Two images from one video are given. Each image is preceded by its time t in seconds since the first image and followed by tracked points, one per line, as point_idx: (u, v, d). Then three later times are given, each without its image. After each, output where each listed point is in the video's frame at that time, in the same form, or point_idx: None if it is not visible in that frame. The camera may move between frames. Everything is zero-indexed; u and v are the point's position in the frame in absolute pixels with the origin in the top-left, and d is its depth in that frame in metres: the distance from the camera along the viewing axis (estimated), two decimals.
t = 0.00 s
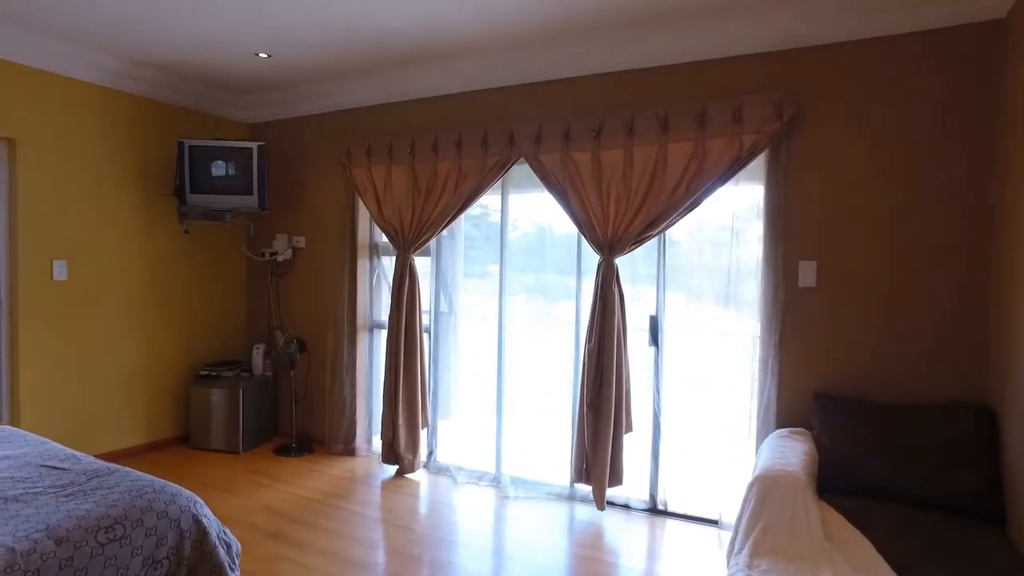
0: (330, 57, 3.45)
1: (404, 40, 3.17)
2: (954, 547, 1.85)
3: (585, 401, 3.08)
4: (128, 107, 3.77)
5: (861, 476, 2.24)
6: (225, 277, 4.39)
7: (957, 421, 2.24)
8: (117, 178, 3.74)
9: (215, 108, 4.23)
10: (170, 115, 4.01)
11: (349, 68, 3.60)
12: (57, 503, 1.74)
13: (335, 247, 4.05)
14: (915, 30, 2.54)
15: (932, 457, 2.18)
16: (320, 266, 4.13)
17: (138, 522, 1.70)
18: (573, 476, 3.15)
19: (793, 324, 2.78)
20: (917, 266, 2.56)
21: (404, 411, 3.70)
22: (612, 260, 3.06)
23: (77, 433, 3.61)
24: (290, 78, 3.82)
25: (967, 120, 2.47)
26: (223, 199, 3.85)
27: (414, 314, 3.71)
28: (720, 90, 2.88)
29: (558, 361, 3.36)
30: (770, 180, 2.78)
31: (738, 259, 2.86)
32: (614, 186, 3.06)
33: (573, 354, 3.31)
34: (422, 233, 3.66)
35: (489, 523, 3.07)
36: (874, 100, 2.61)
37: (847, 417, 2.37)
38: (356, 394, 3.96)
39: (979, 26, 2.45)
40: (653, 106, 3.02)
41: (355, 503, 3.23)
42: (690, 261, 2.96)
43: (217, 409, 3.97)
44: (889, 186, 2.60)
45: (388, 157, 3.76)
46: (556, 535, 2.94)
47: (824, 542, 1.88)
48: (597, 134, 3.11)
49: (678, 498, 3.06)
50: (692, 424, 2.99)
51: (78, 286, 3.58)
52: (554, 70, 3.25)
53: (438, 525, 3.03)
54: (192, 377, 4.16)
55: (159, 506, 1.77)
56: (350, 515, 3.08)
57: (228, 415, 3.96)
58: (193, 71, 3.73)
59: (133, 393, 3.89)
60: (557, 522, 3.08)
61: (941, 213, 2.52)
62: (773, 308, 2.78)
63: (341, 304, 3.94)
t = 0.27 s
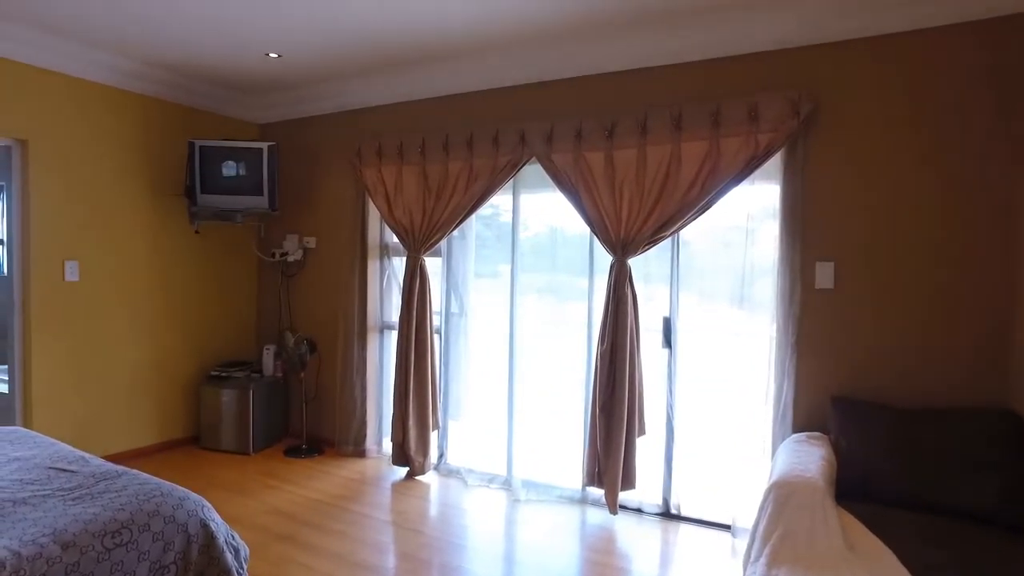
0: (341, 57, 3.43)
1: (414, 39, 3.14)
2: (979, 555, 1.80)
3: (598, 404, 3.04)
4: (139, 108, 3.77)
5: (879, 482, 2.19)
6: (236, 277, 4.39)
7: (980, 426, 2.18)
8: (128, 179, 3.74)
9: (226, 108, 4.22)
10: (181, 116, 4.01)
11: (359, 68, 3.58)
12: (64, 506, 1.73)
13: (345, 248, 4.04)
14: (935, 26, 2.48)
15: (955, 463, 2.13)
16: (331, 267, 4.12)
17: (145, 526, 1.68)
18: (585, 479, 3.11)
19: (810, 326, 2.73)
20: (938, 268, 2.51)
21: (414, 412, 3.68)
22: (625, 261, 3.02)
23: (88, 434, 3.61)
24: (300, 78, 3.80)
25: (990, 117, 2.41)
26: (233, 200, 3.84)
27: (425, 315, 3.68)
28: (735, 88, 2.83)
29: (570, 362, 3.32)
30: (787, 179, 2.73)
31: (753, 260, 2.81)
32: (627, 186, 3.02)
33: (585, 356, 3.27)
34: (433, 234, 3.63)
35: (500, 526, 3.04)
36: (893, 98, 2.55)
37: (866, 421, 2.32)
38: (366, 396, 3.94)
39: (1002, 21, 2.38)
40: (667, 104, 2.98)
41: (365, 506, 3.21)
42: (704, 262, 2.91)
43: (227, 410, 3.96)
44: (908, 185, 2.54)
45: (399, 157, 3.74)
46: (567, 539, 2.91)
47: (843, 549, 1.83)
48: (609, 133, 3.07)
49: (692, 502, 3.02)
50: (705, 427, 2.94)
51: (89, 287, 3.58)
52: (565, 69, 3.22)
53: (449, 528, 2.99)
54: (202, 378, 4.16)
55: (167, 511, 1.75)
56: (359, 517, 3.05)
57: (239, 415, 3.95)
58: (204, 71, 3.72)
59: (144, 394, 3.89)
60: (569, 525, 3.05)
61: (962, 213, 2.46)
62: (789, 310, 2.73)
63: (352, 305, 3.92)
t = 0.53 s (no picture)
0: (352, 55, 3.41)
1: (425, 37, 3.11)
2: (1009, 565, 1.73)
3: (612, 406, 2.99)
4: (152, 108, 3.77)
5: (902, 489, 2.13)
6: (248, 277, 4.39)
7: (1007, 431, 2.12)
8: (141, 179, 3.74)
9: (238, 107, 4.22)
10: (194, 116, 4.01)
11: (371, 66, 3.56)
12: (72, 509, 1.71)
13: (357, 248, 4.02)
14: (959, 20, 2.41)
15: (981, 469, 2.06)
16: (342, 267, 4.10)
17: (153, 530, 1.66)
18: (599, 483, 3.06)
19: (830, 328, 2.67)
20: (962, 268, 2.44)
21: (426, 413, 3.65)
22: (640, 261, 2.97)
23: (101, 434, 3.62)
24: (312, 77, 3.79)
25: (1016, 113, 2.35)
26: (245, 199, 3.83)
27: (437, 315, 3.65)
28: (752, 85, 2.77)
29: (583, 364, 3.28)
30: (805, 177, 2.67)
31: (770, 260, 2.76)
32: (641, 185, 2.98)
33: (599, 358, 3.23)
34: (445, 234, 3.60)
35: (512, 529, 3.00)
36: (915, 94, 2.49)
37: (889, 426, 2.26)
38: (378, 396, 3.91)
39: None
40: (682, 102, 2.93)
41: (376, 508, 3.18)
42: (721, 262, 2.86)
43: (239, 410, 3.95)
44: (931, 183, 2.48)
45: (411, 156, 3.71)
46: (581, 544, 2.86)
47: (864, 556, 1.79)
48: (624, 131, 3.02)
49: (708, 507, 2.96)
50: (721, 430, 2.89)
51: (102, 287, 3.58)
52: (578, 66, 3.18)
53: (460, 531, 2.96)
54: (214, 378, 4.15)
55: (175, 514, 1.73)
56: (370, 520, 3.03)
57: (250, 416, 3.94)
58: (216, 70, 3.71)
59: (156, 394, 3.89)
60: (583, 529, 3.00)
61: (988, 212, 2.39)
62: (808, 311, 2.67)
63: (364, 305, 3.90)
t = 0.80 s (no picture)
0: (365, 55, 3.38)
1: (439, 35, 3.08)
2: None
3: (627, 409, 2.94)
4: (165, 108, 3.77)
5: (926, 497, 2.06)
6: (261, 277, 4.38)
7: None
8: (155, 179, 3.74)
9: (251, 107, 4.21)
10: (207, 116, 4.00)
11: (384, 65, 3.53)
12: (81, 512, 1.70)
13: (369, 248, 3.99)
14: (986, 14, 2.34)
15: (1011, 477, 1.99)
16: (355, 267, 4.08)
17: (160, 534, 1.64)
18: (613, 487, 3.02)
19: (850, 330, 2.61)
20: (989, 269, 2.37)
21: (438, 415, 3.62)
22: (656, 261, 2.92)
23: (115, 434, 3.62)
24: (325, 76, 3.77)
25: None
26: (258, 200, 3.82)
27: (449, 316, 3.63)
28: (771, 81, 2.72)
29: (597, 365, 3.23)
30: (826, 176, 2.61)
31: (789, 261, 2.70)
32: (657, 184, 2.93)
33: (613, 359, 3.18)
34: (458, 234, 3.57)
35: (524, 533, 2.96)
36: (940, 90, 2.42)
37: (913, 432, 2.19)
38: (390, 397, 3.89)
39: None
40: (699, 99, 2.88)
41: (388, 510, 3.16)
42: (739, 263, 2.81)
43: (251, 411, 3.94)
44: (956, 182, 2.41)
45: (423, 156, 3.68)
46: (595, 548, 2.81)
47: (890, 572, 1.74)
48: (639, 129, 2.97)
49: (724, 512, 2.91)
50: (739, 434, 2.83)
51: (116, 287, 3.59)
52: (593, 64, 3.13)
53: (472, 535, 2.92)
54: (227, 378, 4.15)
55: (182, 518, 1.71)
56: (382, 523, 3.00)
57: (263, 416, 3.93)
58: (229, 70, 3.71)
59: (170, 395, 3.89)
60: (596, 534, 2.96)
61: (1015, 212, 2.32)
62: (828, 313, 2.61)
63: (376, 306, 3.88)
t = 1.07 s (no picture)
0: (377, 54, 3.36)
1: (451, 34, 3.05)
2: None
3: (642, 413, 2.90)
4: (178, 109, 3.77)
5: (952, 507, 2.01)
6: (274, 278, 4.38)
7: None
8: (169, 180, 3.75)
9: (265, 108, 4.21)
10: (220, 117, 4.00)
11: (397, 65, 3.51)
12: (91, 516, 1.69)
13: (382, 249, 3.98)
14: (1014, 9, 2.28)
15: None
16: (367, 269, 4.07)
17: (169, 540, 1.63)
18: (628, 492, 2.97)
19: (872, 334, 2.55)
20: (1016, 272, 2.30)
21: (451, 418, 3.59)
22: (672, 263, 2.88)
23: (129, 434, 3.63)
24: (338, 76, 3.76)
25: None
26: (271, 200, 3.81)
27: (463, 318, 3.60)
28: (790, 79, 2.66)
29: (612, 368, 3.19)
30: (847, 176, 2.56)
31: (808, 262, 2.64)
32: (673, 185, 2.88)
33: (628, 362, 3.14)
34: (471, 235, 3.54)
35: (537, 538, 2.92)
36: (965, 87, 2.36)
37: (937, 439, 2.13)
38: (402, 399, 3.87)
39: None
40: (716, 98, 2.83)
41: (400, 514, 3.13)
42: (757, 264, 2.76)
43: (264, 412, 3.94)
44: (982, 182, 2.34)
45: (437, 156, 3.66)
46: (609, 554, 2.77)
47: None
48: (655, 129, 2.93)
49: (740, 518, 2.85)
50: (757, 440, 2.78)
51: (130, 288, 3.59)
52: (608, 62, 3.09)
53: (485, 539, 2.89)
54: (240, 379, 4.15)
55: (192, 524, 1.69)
56: (394, 526, 2.98)
57: (275, 417, 3.93)
58: (242, 71, 3.70)
59: (183, 395, 3.90)
60: (611, 539, 2.92)
61: None
62: (849, 316, 2.56)
63: (389, 307, 3.86)
